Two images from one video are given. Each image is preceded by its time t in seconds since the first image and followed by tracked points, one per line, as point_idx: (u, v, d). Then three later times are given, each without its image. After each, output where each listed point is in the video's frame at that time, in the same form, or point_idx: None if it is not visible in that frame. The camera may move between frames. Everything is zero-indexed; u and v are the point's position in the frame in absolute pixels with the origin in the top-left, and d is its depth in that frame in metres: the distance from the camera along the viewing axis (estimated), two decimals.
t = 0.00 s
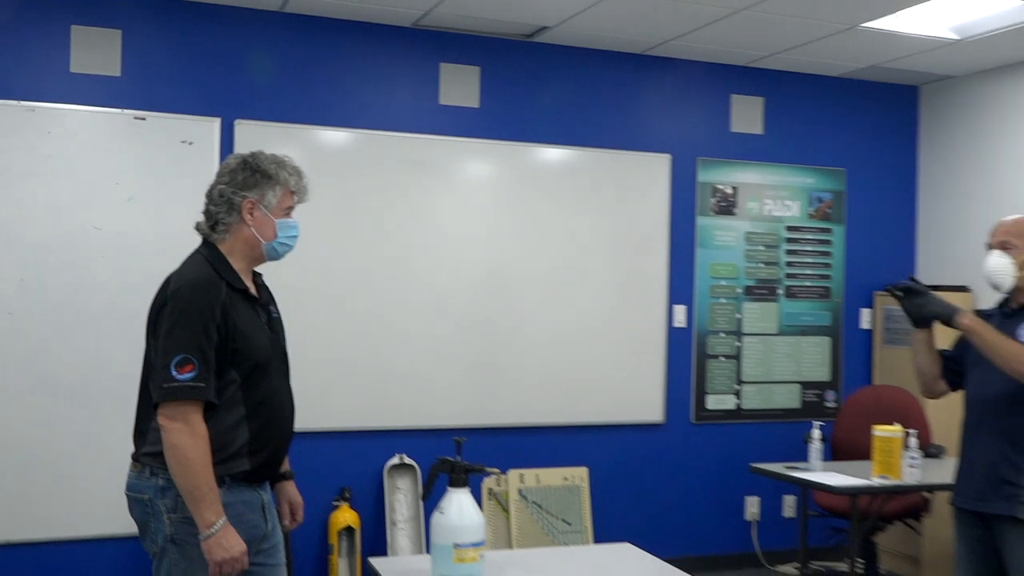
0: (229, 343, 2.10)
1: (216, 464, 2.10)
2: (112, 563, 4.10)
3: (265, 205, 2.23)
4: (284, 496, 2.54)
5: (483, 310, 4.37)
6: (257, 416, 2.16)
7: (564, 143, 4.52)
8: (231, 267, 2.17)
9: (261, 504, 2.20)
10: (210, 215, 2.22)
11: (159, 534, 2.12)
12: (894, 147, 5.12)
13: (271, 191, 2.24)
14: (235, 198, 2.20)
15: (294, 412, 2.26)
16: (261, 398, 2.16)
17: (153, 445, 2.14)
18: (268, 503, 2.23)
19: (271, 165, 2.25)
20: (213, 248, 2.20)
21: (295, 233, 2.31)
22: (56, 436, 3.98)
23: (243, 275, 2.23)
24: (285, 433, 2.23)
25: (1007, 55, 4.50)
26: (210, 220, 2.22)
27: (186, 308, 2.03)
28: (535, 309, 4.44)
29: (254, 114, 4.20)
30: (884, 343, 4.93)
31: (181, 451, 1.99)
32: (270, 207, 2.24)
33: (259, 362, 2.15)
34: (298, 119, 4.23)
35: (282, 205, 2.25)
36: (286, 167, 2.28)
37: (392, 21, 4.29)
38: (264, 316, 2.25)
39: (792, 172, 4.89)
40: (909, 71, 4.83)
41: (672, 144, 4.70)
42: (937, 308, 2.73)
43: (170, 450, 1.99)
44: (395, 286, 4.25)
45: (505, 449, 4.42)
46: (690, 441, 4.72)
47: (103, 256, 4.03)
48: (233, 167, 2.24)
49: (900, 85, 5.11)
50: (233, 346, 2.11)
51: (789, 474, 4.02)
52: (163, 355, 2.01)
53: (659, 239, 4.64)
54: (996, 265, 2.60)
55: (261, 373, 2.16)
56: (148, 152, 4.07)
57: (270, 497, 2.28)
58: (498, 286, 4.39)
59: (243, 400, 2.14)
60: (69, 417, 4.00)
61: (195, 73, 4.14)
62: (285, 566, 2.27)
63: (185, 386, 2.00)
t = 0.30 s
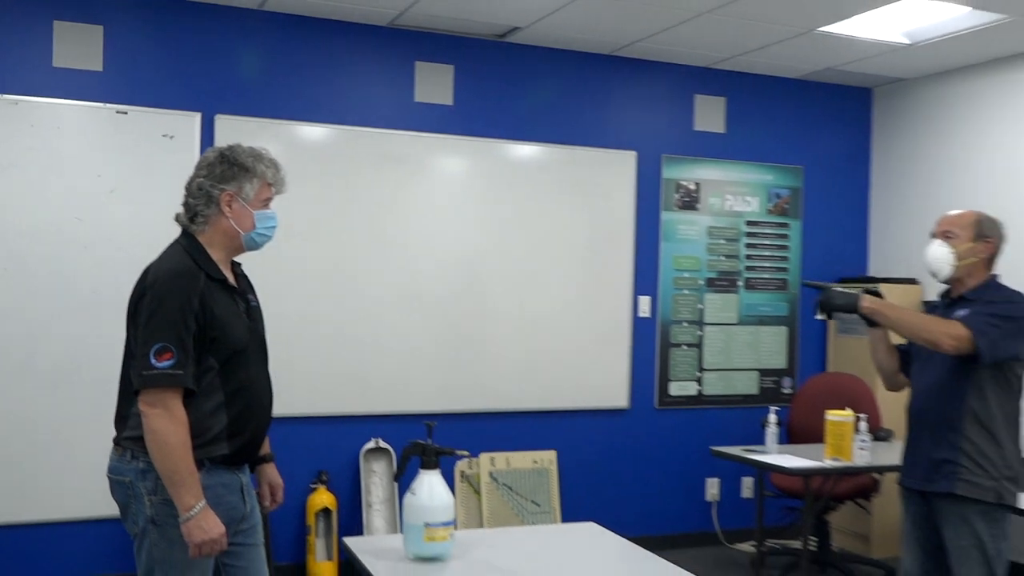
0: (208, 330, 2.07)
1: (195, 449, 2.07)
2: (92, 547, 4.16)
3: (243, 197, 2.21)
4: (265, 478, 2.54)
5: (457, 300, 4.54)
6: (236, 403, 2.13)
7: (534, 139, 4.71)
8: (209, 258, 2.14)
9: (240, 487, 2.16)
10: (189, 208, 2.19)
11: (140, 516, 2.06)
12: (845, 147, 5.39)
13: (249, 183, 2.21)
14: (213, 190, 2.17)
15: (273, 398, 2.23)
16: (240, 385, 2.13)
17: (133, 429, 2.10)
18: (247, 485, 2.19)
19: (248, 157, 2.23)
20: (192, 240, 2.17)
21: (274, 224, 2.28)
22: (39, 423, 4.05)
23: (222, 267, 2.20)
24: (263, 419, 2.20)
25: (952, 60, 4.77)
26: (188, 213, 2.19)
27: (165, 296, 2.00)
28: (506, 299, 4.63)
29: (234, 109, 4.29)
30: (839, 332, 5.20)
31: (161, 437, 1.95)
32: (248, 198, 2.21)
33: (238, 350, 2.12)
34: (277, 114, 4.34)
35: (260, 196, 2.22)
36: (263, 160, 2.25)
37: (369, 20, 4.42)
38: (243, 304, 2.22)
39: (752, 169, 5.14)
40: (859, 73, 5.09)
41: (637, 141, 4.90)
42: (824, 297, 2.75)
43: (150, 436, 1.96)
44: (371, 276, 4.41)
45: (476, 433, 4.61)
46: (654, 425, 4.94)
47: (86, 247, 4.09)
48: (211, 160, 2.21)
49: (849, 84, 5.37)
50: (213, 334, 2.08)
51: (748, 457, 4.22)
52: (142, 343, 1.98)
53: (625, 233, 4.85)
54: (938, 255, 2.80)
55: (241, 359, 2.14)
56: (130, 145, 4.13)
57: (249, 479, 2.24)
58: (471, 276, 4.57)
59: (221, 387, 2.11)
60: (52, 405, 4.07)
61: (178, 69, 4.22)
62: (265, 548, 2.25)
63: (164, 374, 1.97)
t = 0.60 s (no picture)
0: (188, 317, 2.09)
1: (175, 433, 2.08)
2: (70, 533, 4.15)
3: (224, 187, 2.22)
4: (242, 464, 2.46)
5: (433, 289, 4.66)
6: (214, 389, 2.14)
7: (509, 133, 4.83)
8: (190, 247, 2.15)
9: (218, 471, 2.17)
10: (169, 197, 2.20)
11: (120, 500, 2.07)
12: (807, 142, 5.57)
13: (230, 173, 2.22)
14: (194, 180, 2.18)
15: (251, 385, 2.25)
16: (219, 371, 2.15)
17: (113, 415, 2.11)
18: (226, 470, 2.20)
19: (229, 148, 2.23)
20: (173, 229, 2.18)
21: (253, 214, 2.29)
22: (19, 413, 4.02)
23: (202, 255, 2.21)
24: (241, 405, 2.22)
25: (913, 60, 4.95)
26: (169, 202, 2.19)
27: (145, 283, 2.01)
28: (481, 288, 4.76)
29: (214, 101, 4.33)
30: (804, 322, 5.38)
31: (141, 421, 1.97)
32: (229, 188, 2.22)
33: (218, 336, 2.14)
34: (256, 106, 4.39)
35: (241, 186, 2.24)
36: (243, 150, 2.26)
37: (347, 15, 4.50)
38: (223, 293, 2.23)
39: (721, 163, 5.31)
40: (822, 71, 5.26)
41: (608, 135, 5.05)
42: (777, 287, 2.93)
43: (130, 421, 1.97)
44: (349, 266, 4.51)
45: (451, 419, 4.73)
46: (623, 411, 5.11)
47: (66, 235, 4.07)
48: (191, 150, 2.22)
49: (812, 82, 5.55)
50: (193, 320, 2.10)
51: (715, 441, 4.36)
52: (123, 329, 1.99)
53: (597, 225, 5.00)
54: (885, 251, 2.96)
55: (220, 346, 2.15)
56: (111, 135, 4.13)
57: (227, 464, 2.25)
58: (447, 266, 4.69)
59: (201, 373, 2.12)
60: (32, 393, 4.04)
61: (161, 61, 4.25)
62: (243, 532, 2.25)
63: (145, 359, 1.98)
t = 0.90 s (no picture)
0: (172, 306, 2.14)
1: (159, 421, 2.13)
2: (56, 522, 4.19)
3: (206, 177, 2.26)
4: (223, 452, 2.51)
5: (414, 279, 4.72)
6: (198, 376, 2.20)
7: (490, 126, 4.90)
8: (172, 236, 2.20)
9: (201, 459, 2.23)
10: (152, 188, 2.25)
11: (103, 488, 2.12)
12: (782, 136, 5.68)
13: (211, 163, 2.27)
14: (176, 171, 2.22)
15: (234, 373, 2.31)
16: (202, 359, 2.21)
17: (98, 403, 2.15)
18: (208, 458, 2.26)
19: (210, 139, 2.28)
20: (156, 219, 2.23)
21: (236, 204, 2.34)
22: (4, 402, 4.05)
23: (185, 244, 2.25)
24: (224, 393, 2.27)
25: (886, 55, 5.04)
26: (152, 193, 2.24)
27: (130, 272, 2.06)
28: (462, 279, 4.83)
29: (198, 93, 4.35)
30: (777, 311, 5.52)
31: (127, 407, 2.02)
32: (211, 178, 2.27)
33: (201, 325, 2.20)
34: (239, 99, 4.42)
35: (222, 176, 2.28)
36: (224, 141, 2.30)
37: (329, 9, 4.54)
38: (206, 282, 2.29)
39: (698, 157, 5.41)
40: (797, 66, 5.34)
41: (587, 128, 5.13)
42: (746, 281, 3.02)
43: (116, 407, 2.02)
44: (332, 257, 4.56)
45: (432, 408, 4.80)
46: (602, 400, 5.20)
47: (49, 227, 4.09)
48: (173, 142, 2.26)
49: (787, 77, 5.65)
50: (176, 309, 2.15)
51: (692, 430, 4.43)
52: (108, 317, 2.04)
53: (577, 217, 5.08)
54: (848, 247, 3.06)
55: (203, 335, 2.21)
56: (95, 127, 4.15)
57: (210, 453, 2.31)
58: (428, 257, 4.75)
59: (185, 360, 2.18)
60: (17, 383, 4.07)
61: (145, 53, 4.26)
62: (226, 518, 2.33)
63: (130, 346, 2.03)
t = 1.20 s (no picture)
0: (159, 292, 2.16)
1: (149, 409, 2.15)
2: (43, 516, 4.19)
3: (193, 170, 2.28)
4: (211, 448, 2.53)
5: (400, 273, 4.74)
6: (186, 365, 2.22)
7: (476, 121, 4.92)
8: (153, 222, 2.21)
9: (193, 451, 2.25)
10: (140, 173, 2.26)
11: (95, 482, 2.13)
12: (766, 132, 5.72)
13: (200, 158, 2.29)
14: (165, 159, 2.24)
15: (222, 364, 2.33)
16: (190, 347, 2.22)
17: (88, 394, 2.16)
18: (200, 450, 2.28)
19: (204, 135, 2.31)
20: (138, 204, 2.23)
21: (218, 204, 2.36)
22: None
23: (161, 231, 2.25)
24: (212, 383, 2.29)
25: (869, 51, 5.08)
26: (140, 177, 2.26)
27: (116, 256, 2.08)
28: (449, 273, 4.85)
29: (183, 88, 4.35)
30: (761, 306, 5.57)
31: (115, 391, 2.03)
32: (198, 172, 2.29)
33: (188, 313, 2.22)
34: (225, 93, 4.42)
35: (209, 173, 2.31)
36: (216, 141, 2.34)
37: (315, 3, 4.55)
38: (191, 272, 2.31)
39: (682, 151, 5.45)
40: (781, 61, 5.38)
41: (573, 123, 5.16)
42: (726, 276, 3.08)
43: (104, 391, 2.03)
44: (318, 251, 4.57)
45: (418, 402, 4.82)
46: (587, 393, 5.24)
47: (35, 220, 4.09)
48: (167, 132, 2.28)
49: (771, 73, 5.69)
50: (163, 296, 2.17)
51: (676, 423, 4.46)
52: (95, 302, 2.05)
53: (562, 211, 5.11)
54: (830, 241, 3.09)
55: (191, 323, 2.23)
56: (80, 121, 4.15)
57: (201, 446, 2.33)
58: (415, 251, 4.77)
59: (173, 348, 2.19)
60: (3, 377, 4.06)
61: (131, 46, 4.26)
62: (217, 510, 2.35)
63: (118, 330, 2.04)
